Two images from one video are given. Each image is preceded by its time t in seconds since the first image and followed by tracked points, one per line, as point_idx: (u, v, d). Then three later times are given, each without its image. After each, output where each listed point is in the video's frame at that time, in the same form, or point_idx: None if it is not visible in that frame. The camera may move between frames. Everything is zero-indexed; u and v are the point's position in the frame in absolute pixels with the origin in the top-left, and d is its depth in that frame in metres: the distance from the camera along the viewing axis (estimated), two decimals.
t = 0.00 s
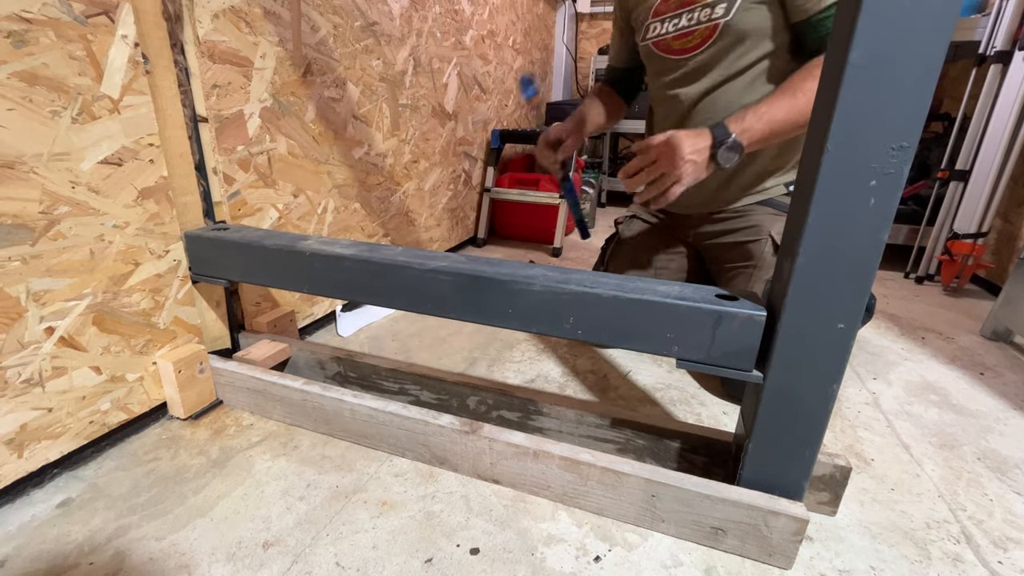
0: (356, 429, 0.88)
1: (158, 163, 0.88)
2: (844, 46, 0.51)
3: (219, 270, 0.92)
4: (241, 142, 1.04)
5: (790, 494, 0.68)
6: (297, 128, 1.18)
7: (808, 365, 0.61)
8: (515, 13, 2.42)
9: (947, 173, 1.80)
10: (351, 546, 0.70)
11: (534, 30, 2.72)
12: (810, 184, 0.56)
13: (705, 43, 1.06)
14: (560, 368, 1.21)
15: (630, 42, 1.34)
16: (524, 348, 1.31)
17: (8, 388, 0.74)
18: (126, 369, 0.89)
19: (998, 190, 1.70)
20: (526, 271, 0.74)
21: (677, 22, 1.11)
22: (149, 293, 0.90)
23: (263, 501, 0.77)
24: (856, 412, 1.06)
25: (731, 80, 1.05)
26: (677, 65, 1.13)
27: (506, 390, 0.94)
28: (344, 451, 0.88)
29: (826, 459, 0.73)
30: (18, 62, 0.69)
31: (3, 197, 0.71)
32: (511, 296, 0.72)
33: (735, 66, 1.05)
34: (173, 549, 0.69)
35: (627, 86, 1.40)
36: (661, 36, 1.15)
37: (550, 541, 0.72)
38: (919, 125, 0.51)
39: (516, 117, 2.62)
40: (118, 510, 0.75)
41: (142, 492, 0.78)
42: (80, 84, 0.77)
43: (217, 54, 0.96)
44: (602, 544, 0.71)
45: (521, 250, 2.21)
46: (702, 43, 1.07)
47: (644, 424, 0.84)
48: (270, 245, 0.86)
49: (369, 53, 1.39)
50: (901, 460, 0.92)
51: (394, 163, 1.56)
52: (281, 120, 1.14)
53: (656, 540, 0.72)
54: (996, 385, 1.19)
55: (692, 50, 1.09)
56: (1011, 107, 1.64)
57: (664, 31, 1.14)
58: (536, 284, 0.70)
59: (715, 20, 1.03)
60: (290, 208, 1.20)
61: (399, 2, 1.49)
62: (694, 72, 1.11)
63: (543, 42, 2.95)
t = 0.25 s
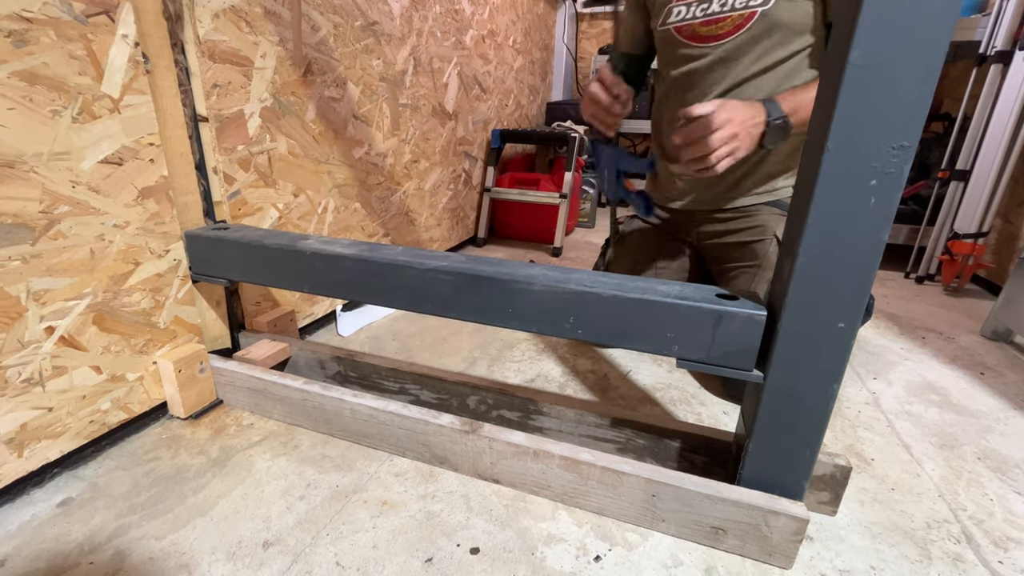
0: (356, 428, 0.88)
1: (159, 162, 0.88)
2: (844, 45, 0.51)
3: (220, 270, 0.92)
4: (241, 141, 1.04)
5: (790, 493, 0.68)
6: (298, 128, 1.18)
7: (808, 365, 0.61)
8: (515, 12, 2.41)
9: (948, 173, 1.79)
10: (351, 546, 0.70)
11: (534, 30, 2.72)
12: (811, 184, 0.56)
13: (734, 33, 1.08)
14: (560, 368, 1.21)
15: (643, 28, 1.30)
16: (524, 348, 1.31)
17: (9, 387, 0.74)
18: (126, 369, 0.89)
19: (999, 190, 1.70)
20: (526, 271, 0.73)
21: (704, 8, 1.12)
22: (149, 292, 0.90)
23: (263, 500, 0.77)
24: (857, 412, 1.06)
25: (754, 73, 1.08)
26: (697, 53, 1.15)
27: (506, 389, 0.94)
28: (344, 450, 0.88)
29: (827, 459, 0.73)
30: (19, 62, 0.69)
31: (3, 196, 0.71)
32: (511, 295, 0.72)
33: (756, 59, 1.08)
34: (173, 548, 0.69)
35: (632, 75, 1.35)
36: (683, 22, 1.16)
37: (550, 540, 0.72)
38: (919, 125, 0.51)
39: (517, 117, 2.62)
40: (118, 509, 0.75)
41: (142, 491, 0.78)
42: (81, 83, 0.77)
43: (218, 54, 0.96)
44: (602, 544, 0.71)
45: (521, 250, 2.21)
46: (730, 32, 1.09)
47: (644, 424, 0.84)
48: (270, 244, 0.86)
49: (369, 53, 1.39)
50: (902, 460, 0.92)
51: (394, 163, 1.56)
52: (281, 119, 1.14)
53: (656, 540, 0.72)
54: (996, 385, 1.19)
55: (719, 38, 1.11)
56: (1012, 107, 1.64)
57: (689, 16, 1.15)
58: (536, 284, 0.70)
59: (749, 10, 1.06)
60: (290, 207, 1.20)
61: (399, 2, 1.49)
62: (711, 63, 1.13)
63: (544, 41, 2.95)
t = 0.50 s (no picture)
0: (356, 428, 0.88)
1: (159, 162, 0.88)
2: (844, 45, 0.51)
3: (220, 270, 0.92)
4: (241, 141, 1.04)
5: (790, 493, 0.68)
6: (298, 127, 1.18)
7: (808, 365, 0.61)
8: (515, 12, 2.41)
9: (948, 173, 1.79)
10: (350, 545, 0.70)
11: (534, 30, 2.72)
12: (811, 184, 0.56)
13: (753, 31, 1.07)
14: (560, 368, 1.21)
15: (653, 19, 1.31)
16: (524, 348, 1.31)
17: (9, 386, 0.74)
18: (126, 369, 0.89)
19: (999, 190, 1.70)
20: (526, 271, 0.73)
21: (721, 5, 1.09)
22: (149, 292, 0.90)
23: (263, 500, 0.77)
24: (857, 412, 1.06)
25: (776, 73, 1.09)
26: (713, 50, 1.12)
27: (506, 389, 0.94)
28: (344, 450, 0.88)
29: (827, 459, 0.73)
30: (19, 61, 0.69)
31: (3, 195, 0.71)
32: (511, 295, 0.72)
33: (777, 57, 1.09)
34: (173, 547, 0.69)
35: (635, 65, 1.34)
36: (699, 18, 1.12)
37: (550, 540, 0.72)
38: (919, 126, 0.51)
39: (517, 117, 2.62)
40: (118, 509, 0.75)
41: (143, 490, 0.78)
42: (81, 83, 0.77)
43: (218, 53, 0.96)
44: (602, 544, 0.71)
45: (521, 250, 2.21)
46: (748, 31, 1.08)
47: (644, 423, 0.84)
48: (270, 244, 0.86)
49: (369, 53, 1.39)
50: (902, 460, 0.92)
51: (394, 163, 1.56)
52: (281, 119, 1.14)
53: (656, 540, 0.72)
54: (996, 386, 1.19)
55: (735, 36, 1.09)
56: (1012, 107, 1.63)
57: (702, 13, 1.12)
58: (536, 284, 0.70)
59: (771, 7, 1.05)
60: (290, 207, 1.20)
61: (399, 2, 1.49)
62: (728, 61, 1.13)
63: (544, 41, 2.95)
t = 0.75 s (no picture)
0: (356, 428, 0.88)
1: (159, 162, 0.88)
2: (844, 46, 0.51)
3: (219, 270, 0.92)
4: (241, 141, 1.04)
5: (790, 493, 0.68)
6: (298, 127, 1.18)
7: (809, 365, 0.61)
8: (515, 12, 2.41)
9: (947, 173, 1.79)
10: (350, 545, 0.70)
11: (534, 30, 2.72)
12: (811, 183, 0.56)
13: (748, 34, 1.09)
14: (560, 368, 1.21)
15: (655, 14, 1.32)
16: (523, 348, 1.31)
17: (8, 386, 0.74)
18: (126, 369, 0.89)
19: (999, 190, 1.70)
20: (526, 270, 0.73)
21: (721, 7, 1.12)
22: (149, 292, 0.90)
23: (263, 500, 0.77)
24: (857, 412, 1.06)
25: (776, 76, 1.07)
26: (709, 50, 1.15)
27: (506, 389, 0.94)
28: (344, 450, 0.88)
29: (827, 459, 0.73)
30: (19, 61, 0.69)
31: (3, 195, 0.71)
32: (511, 295, 0.72)
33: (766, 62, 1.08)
34: (172, 547, 0.69)
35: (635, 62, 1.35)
36: (700, 19, 1.16)
37: (550, 540, 0.72)
38: (919, 126, 0.51)
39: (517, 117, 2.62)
40: (118, 509, 0.75)
41: (142, 490, 0.78)
42: (81, 82, 0.77)
43: (218, 53, 0.96)
44: (602, 544, 0.71)
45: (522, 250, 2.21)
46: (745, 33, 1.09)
47: (644, 423, 0.84)
48: (270, 244, 0.86)
49: (369, 53, 1.39)
50: (902, 459, 0.92)
51: (394, 163, 1.56)
52: (281, 119, 1.14)
53: (656, 540, 0.72)
54: (996, 386, 1.19)
55: (731, 37, 1.11)
56: (1012, 106, 1.63)
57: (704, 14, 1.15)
58: (537, 283, 0.70)
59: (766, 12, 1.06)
60: (290, 207, 1.20)
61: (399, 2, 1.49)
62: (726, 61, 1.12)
63: (544, 42, 2.95)
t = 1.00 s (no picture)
0: (356, 428, 0.88)
1: (159, 163, 0.88)
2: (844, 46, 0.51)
3: (219, 270, 0.92)
4: (241, 142, 1.04)
5: (790, 494, 0.68)
6: (298, 128, 1.18)
7: (809, 366, 0.61)
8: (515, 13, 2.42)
9: (947, 174, 1.79)
10: (350, 546, 0.70)
11: (534, 30, 2.72)
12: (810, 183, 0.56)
13: (741, 34, 1.09)
14: (559, 369, 1.21)
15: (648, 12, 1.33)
16: (523, 348, 1.31)
17: (8, 387, 0.74)
18: (126, 370, 0.89)
19: (999, 190, 1.70)
20: (526, 271, 0.73)
21: (716, 10, 1.14)
22: (149, 293, 0.90)
23: (263, 501, 0.77)
24: (857, 413, 1.06)
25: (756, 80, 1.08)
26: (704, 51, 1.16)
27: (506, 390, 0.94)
28: (344, 451, 0.88)
29: (827, 460, 0.73)
30: (19, 62, 0.69)
31: (3, 196, 0.71)
32: (512, 296, 0.72)
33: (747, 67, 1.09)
34: (172, 548, 0.69)
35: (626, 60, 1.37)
36: (694, 21, 1.18)
37: (550, 541, 0.72)
38: (919, 126, 0.51)
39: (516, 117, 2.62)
40: (118, 509, 0.75)
41: (142, 491, 0.78)
42: (81, 84, 0.77)
43: (218, 54, 0.96)
44: (602, 545, 0.71)
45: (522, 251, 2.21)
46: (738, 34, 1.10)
47: (644, 424, 0.84)
48: (270, 245, 0.86)
49: (369, 54, 1.39)
50: (902, 460, 0.92)
51: (394, 164, 1.56)
52: (281, 120, 1.14)
53: (656, 540, 0.72)
54: (996, 386, 1.19)
55: (724, 38, 1.12)
56: (1012, 106, 1.63)
57: (698, 17, 1.17)
58: (537, 283, 0.70)
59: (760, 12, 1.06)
60: (290, 208, 1.20)
61: (399, 3, 1.49)
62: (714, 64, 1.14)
63: (544, 42, 2.95)
